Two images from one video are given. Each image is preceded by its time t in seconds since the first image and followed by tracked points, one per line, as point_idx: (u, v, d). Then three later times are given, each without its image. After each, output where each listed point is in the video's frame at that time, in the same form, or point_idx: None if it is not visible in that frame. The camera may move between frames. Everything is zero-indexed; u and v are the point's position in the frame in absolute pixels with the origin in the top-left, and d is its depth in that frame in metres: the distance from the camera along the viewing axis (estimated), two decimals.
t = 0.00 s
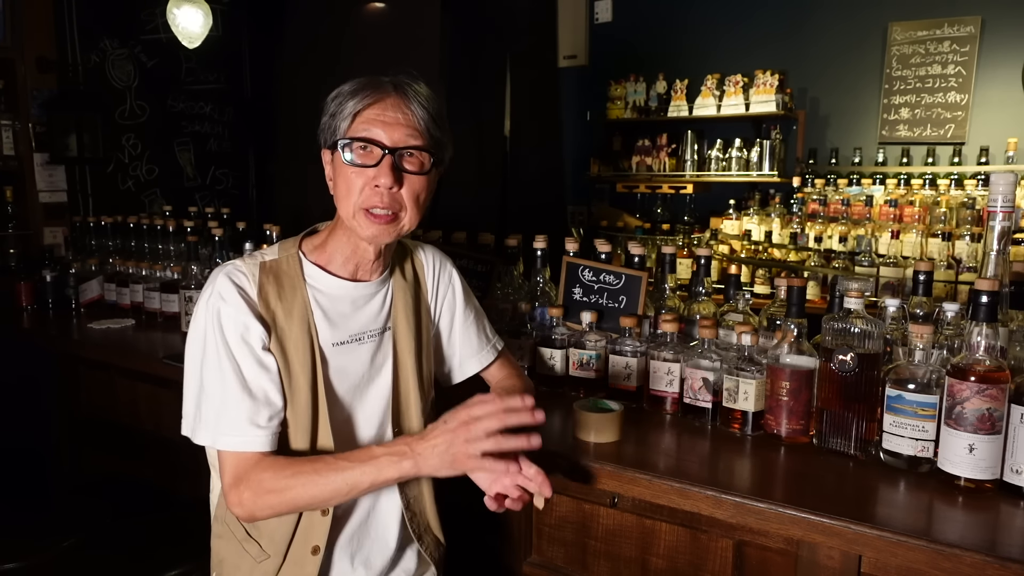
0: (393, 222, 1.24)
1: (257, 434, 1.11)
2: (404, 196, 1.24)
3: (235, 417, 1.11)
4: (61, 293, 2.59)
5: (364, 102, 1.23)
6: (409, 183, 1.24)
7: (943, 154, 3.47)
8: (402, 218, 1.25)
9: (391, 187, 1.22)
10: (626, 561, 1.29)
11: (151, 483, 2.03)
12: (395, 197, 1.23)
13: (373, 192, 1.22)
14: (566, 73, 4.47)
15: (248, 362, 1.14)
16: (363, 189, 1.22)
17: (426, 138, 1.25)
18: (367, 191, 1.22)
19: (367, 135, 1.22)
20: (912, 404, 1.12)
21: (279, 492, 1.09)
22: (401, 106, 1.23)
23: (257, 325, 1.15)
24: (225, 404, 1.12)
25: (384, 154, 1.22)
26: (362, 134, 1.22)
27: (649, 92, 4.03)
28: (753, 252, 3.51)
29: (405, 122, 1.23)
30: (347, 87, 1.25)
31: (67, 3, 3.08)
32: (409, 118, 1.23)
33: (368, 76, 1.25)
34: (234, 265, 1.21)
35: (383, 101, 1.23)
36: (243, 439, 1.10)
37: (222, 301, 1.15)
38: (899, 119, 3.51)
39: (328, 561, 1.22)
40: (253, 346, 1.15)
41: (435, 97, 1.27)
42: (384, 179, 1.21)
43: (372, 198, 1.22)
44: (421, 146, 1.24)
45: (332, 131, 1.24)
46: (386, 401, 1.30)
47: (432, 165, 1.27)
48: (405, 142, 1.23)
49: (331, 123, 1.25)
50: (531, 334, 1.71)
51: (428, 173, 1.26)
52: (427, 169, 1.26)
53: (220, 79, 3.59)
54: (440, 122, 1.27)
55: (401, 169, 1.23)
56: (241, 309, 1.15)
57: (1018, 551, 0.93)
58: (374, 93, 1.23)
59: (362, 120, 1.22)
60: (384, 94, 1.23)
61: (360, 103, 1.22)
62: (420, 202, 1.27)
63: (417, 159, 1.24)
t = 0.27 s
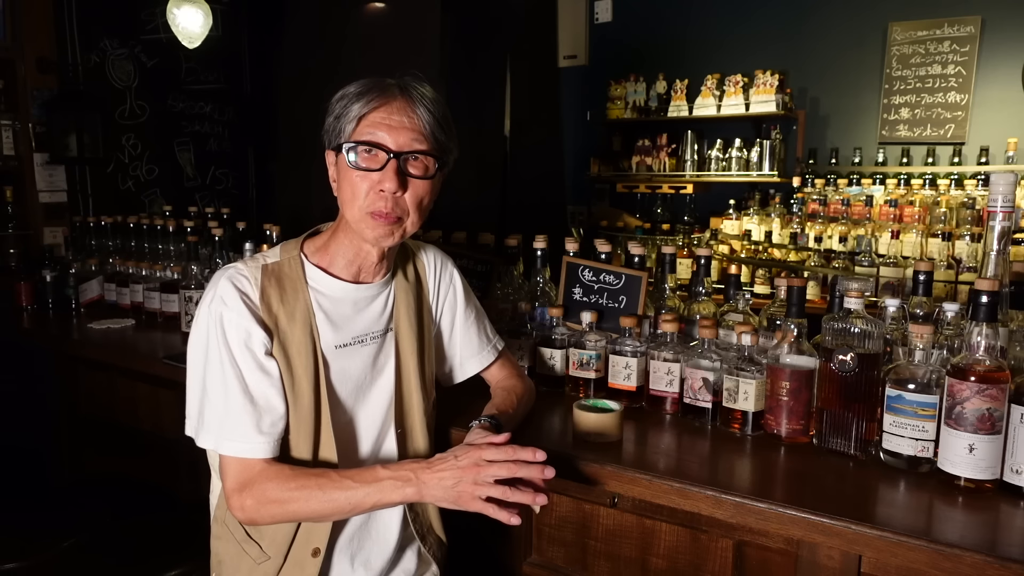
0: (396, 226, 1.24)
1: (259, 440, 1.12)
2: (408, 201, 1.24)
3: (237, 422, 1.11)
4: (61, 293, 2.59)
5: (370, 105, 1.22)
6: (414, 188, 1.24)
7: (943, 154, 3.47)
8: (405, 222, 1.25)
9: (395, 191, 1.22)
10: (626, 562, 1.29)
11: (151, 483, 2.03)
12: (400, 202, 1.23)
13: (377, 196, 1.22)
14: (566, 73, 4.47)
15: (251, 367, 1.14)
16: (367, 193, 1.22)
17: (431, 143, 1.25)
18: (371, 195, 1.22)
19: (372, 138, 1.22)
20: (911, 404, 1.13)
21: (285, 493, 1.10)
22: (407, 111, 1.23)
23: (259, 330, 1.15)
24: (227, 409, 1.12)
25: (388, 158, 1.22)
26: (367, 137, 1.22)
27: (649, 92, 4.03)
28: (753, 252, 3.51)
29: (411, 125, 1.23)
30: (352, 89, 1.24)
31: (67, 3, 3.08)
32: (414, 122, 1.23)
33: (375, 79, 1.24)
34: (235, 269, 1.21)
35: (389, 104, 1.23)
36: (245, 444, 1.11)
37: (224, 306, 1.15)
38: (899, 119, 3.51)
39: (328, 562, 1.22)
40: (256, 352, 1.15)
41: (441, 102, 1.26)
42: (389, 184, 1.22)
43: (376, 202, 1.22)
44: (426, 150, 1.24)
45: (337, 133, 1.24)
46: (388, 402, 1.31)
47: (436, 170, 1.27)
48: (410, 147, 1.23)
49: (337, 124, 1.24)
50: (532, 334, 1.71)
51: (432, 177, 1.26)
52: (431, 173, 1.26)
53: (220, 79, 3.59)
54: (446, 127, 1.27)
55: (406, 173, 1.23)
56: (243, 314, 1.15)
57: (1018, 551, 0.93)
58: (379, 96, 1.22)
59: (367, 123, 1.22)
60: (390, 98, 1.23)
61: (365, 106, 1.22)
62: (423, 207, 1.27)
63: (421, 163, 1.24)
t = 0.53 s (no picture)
0: (397, 227, 1.24)
1: (260, 440, 1.12)
2: (408, 203, 1.24)
3: (238, 422, 1.11)
4: (60, 293, 2.59)
5: (371, 106, 1.22)
6: (414, 189, 1.24)
7: (943, 154, 3.47)
8: (406, 224, 1.25)
9: (395, 193, 1.22)
10: (626, 561, 1.29)
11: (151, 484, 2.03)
12: (400, 203, 1.23)
13: (377, 198, 1.22)
14: (566, 73, 4.47)
15: (252, 367, 1.14)
16: (367, 194, 1.22)
17: (432, 145, 1.25)
18: (372, 197, 1.22)
19: (373, 139, 1.22)
20: (911, 404, 1.13)
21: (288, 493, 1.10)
22: (408, 112, 1.23)
23: (260, 331, 1.15)
24: (229, 409, 1.12)
25: (389, 160, 1.22)
26: (367, 138, 1.22)
27: (649, 92, 4.03)
28: (753, 252, 3.51)
29: (412, 127, 1.22)
30: (353, 89, 1.24)
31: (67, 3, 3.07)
32: (415, 124, 1.23)
33: (376, 79, 1.24)
34: (236, 269, 1.21)
35: (390, 106, 1.22)
36: (247, 445, 1.11)
37: (225, 306, 1.15)
38: (899, 119, 3.51)
39: (328, 563, 1.22)
40: (256, 352, 1.14)
41: (442, 105, 1.26)
42: (389, 186, 1.22)
43: (377, 203, 1.22)
44: (427, 152, 1.24)
45: (338, 133, 1.24)
46: (389, 402, 1.31)
47: (437, 171, 1.27)
48: (411, 149, 1.22)
49: (338, 125, 1.24)
50: (532, 334, 1.71)
51: (433, 178, 1.26)
52: (432, 175, 1.26)
53: (220, 80, 3.59)
54: (446, 128, 1.27)
55: (406, 175, 1.23)
56: (243, 314, 1.15)
57: (1018, 552, 0.93)
58: (380, 97, 1.22)
59: (368, 124, 1.22)
60: (391, 99, 1.22)
61: (366, 107, 1.22)
62: (424, 208, 1.28)
63: (422, 164, 1.24)
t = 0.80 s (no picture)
0: (395, 227, 1.24)
1: (261, 440, 1.12)
2: (407, 202, 1.24)
3: (239, 422, 1.11)
4: (61, 293, 2.59)
5: (369, 106, 1.22)
6: (413, 189, 1.24)
7: (943, 154, 3.47)
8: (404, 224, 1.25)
9: (394, 193, 1.22)
10: (626, 561, 1.29)
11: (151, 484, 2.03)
12: (399, 203, 1.23)
13: (376, 198, 1.22)
14: (566, 73, 4.47)
15: (254, 366, 1.14)
16: (366, 194, 1.22)
17: (430, 144, 1.25)
18: (371, 196, 1.22)
19: (371, 139, 1.22)
20: (911, 404, 1.13)
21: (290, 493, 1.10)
22: (407, 112, 1.23)
23: (260, 330, 1.15)
24: (229, 408, 1.12)
25: (387, 160, 1.22)
26: (366, 138, 1.22)
27: (649, 92, 4.03)
28: (753, 252, 3.51)
29: (410, 127, 1.22)
30: (352, 89, 1.24)
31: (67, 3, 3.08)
32: (414, 123, 1.23)
33: (375, 78, 1.24)
34: (235, 269, 1.21)
35: (388, 105, 1.22)
36: (247, 444, 1.11)
37: (225, 306, 1.15)
38: (899, 119, 3.51)
39: (329, 563, 1.22)
40: (256, 352, 1.14)
41: (441, 104, 1.26)
42: (388, 185, 1.22)
43: (376, 203, 1.22)
44: (425, 151, 1.24)
45: (337, 133, 1.24)
46: (389, 402, 1.31)
47: (436, 171, 1.27)
48: (410, 148, 1.22)
49: (336, 125, 1.24)
50: (532, 334, 1.71)
51: (432, 177, 1.26)
52: (431, 174, 1.26)
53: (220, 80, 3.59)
54: (445, 128, 1.27)
55: (405, 174, 1.23)
56: (243, 314, 1.15)
57: (1018, 551, 0.93)
58: (379, 97, 1.22)
59: (367, 124, 1.22)
60: (389, 98, 1.22)
61: (365, 106, 1.22)
62: (423, 207, 1.27)
63: (421, 164, 1.24)
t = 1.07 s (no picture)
0: (395, 226, 1.24)
1: (261, 439, 1.12)
2: (407, 200, 1.24)
3: (239, 421, 1.11)
4: (60, 293, 2.59)
5: (367, 104, 1.22)
6: (413, 187, 1.24)
7: (943, 154, 3.47)
8: (405, 222, 1.25)
9: (394, 191, 1.22)
10: (626, 561, 1.29)
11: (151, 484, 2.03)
12: (399, 201, 1.23)
13: (376, 195, 1.22)
14: (566, 73, 4.47)
15: (257, 364, 1.14)
16: (366, 192, 1.22)
17: (429, 142, 1.25)
18: (370, 195, 1.22)
19: (370, 138, 1.22)
20: (911, 404, 1.13)
21: (294, 493, 1.10)
22: (405, 110, 1.23)
23: (260, 330, 1.15)
24: (230, 408, 1.12)
25: (387, 158, 1.22)
26: (365, 137, 1.22)
27: (649, 92, 4.03)
28: (753, 252, 3.51)
29: (408, 124, 1.23)
30: (350, 89, 1.24)
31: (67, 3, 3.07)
32: (412, 121, 1.23)
33: (372, 78, 1.24)
34: (235, 269, 1.21)
35: (386, 104, 1.23)
36: (248, 444, 1.11)
37: (224, 306, 1.15)
38: (899, 119, 3.51)
39: (328, 563, 1.22)
40: (256, 352, 1.14)
41: (439, 103, 1.26)
42: (387, 183, 1.21)
43: (375, 200, 1.22)
44: (424, 149, 1.24)
45: (335, 133, 1.24)
46: (388, 401, 1.31)
47: (435, 168, 1.27)
48: (409, 146, 1.23)
49: (334, 125, 1.24)
50: (531, 334, 1.71)
51: (431, 175, 1.26)
52: (430, 172, 1.26)
53: (220, 80, 3.59)
54: (443, 126, 1.27)
55: (404, 172, 1.23)
56: (243, 314, 1.15)
57: (1018, 551, 0.93)
58: (377, 96, 1.23)
59: (365, 122, 1.22)
60: (387, 97, 1.23)
61: (363, 106, 1.22)
62: (422, 206, 1.27)
63: (420, 161, 1.24)
